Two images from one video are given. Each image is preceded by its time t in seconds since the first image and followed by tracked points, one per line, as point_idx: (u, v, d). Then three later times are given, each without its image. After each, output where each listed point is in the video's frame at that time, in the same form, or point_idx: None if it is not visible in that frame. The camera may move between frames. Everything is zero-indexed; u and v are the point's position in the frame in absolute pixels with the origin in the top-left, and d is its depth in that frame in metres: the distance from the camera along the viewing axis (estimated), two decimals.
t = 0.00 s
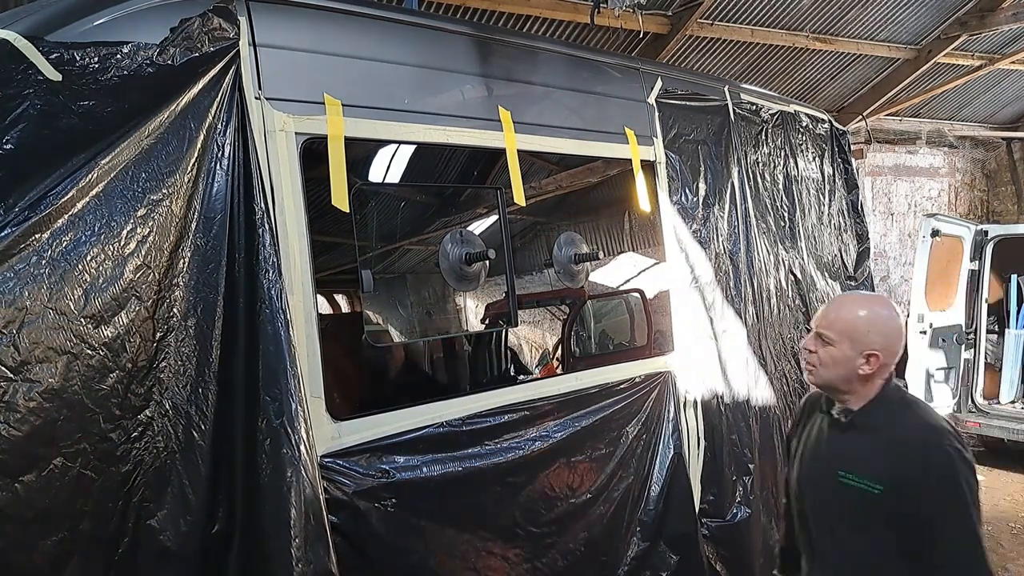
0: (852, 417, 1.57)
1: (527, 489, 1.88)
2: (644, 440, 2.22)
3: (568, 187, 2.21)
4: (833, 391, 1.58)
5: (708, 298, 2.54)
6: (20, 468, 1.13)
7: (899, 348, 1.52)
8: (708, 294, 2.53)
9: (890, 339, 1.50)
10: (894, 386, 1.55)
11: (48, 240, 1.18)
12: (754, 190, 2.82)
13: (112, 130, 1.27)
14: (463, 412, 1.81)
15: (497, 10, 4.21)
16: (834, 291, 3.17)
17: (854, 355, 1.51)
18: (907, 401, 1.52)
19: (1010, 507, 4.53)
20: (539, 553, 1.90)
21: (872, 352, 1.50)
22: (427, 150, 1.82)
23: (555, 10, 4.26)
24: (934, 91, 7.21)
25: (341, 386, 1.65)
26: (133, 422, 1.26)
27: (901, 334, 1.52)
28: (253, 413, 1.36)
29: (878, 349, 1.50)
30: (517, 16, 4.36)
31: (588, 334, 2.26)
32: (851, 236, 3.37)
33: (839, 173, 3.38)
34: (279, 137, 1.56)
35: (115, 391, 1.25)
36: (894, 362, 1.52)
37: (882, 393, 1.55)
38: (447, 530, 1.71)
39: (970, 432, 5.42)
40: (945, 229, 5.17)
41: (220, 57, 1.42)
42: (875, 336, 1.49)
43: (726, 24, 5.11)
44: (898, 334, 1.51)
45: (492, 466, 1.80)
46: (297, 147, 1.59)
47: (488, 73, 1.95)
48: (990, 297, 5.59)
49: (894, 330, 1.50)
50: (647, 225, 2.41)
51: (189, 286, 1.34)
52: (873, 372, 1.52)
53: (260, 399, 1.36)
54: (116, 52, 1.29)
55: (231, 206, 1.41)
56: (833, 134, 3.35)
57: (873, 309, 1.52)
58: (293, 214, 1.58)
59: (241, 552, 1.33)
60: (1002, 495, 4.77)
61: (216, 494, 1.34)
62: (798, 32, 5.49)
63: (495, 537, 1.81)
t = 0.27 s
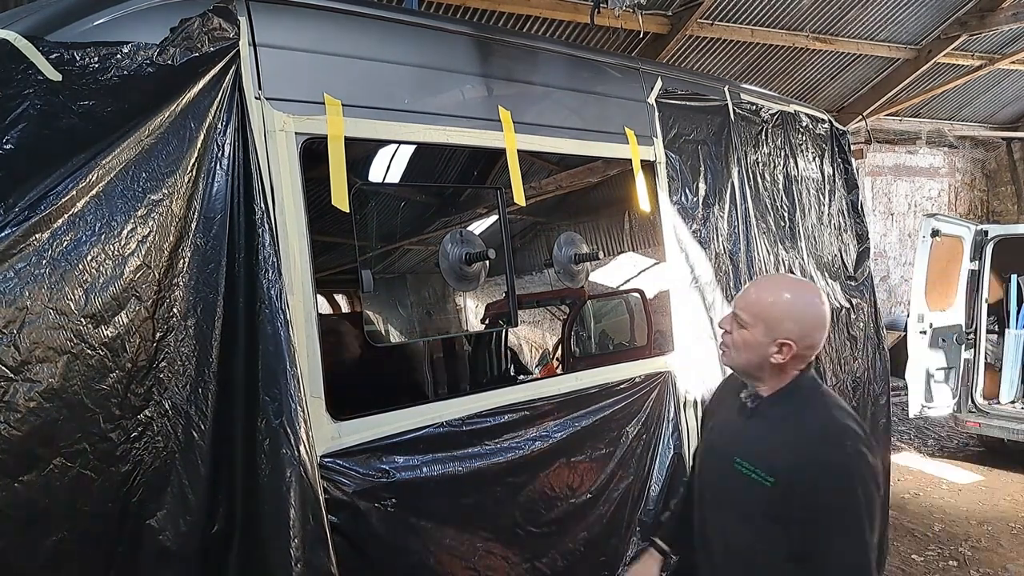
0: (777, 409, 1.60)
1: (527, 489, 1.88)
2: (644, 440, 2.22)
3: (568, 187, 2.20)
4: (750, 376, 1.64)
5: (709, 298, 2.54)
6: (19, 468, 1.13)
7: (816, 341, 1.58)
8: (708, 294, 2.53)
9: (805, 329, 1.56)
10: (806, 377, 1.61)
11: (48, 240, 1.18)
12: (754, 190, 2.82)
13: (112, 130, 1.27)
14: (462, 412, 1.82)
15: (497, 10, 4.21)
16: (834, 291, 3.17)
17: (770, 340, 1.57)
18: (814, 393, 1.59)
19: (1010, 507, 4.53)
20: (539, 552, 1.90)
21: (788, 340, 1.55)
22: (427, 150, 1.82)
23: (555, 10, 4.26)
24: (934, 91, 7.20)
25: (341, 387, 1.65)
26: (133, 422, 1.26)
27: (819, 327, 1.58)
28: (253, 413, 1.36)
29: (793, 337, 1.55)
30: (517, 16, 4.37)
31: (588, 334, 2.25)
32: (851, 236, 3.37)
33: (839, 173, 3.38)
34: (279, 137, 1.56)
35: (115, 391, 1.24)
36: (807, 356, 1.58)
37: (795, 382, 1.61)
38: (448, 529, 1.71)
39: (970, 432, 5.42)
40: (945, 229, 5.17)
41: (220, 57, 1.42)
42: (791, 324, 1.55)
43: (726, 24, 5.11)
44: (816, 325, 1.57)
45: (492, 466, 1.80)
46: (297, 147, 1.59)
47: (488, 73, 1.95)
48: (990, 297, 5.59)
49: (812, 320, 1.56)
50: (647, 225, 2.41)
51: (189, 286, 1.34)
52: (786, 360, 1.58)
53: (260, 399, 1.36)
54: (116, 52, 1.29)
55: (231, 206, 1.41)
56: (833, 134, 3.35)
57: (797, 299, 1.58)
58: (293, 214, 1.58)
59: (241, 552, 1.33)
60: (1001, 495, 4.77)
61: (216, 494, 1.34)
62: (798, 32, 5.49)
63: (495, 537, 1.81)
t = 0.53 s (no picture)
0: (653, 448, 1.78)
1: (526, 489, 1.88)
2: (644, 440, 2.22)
3: (568, 187, 2.20)
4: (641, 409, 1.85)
5: (709, 298, 2.54)
6: (19, 468, 1.13)
7: (701, 379, 1.76)
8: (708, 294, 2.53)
9: (691, 364, 1.73)
10: (693, 414, 1.79)
11: (48, 240, 1.18)
12: (754, 190, 2.82)
13: (112, 130, 1.27)
14: (462, 412, 1.82)
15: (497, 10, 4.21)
16: (834, 291, 3.17)
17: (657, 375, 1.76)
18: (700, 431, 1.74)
19: (1010, 507, 4.54)
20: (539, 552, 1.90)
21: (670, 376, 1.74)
22: (427, 150, 1.82)
23: (555, 10, 4.26)
24: (934, 91, 7.20)
25: (340, 386, 1.65)
26: (133, 421, 1.26)
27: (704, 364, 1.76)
28: (253, 413, 1.36)
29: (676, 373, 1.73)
30: (517, 16, 4.37)
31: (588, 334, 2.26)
32: (851, 236, 3.37)
33: (839, 173, 3.38)
34: (280, 137, 1.56)
35: (115, 391, 1.24)
36: (693, 392, 1.76)
37: (683, 415, 1.80)
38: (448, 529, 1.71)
39: (971, 432, 5.42)
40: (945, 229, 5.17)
41: (220, 57, 1.42)
42: (675, 358, 1.73)
43: (726, 24, 5.11)
44: (702, 362, 1.75)
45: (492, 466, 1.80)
46: (297, 147, 1.59)
47: (488, 73, 1.95)
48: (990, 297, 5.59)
49: (697, 355, 1.74)
50: (647, 224, 2.41)
51: (189, 285, 1.34)
52: (667, 394, 1.77)
53: (260, 399, 1.36)
54: (117, 52, 1.29)
55: (231, 206, 1.41)
56: (833, 134, 3.35)
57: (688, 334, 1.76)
58: (293, 214, 1.58)
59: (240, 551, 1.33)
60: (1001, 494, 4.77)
61: (216, 494, 1.34)
62: (798, 32, 5.49)
63: (495, 537, 1.81)
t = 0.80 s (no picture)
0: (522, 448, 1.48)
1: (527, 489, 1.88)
2: (644, 440, 2.22)
3: (568, 187, 2.20)
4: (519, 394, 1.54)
5: (708, 298, 2.54)
6: (19, 467, 1.13)
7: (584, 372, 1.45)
8: (708, 294, 2.53)
9: (557, 352, 1.43)
10: (569, 409, 1.49)
11: (48, 240, 1.18)
12: (755, 190, 2.82)
13: (112, 130, 1.27)
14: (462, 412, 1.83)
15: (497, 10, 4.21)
16: (834, 291, 3.17)
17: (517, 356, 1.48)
18: (578, 424, 1.48)
19: (1010, 507, 4.53)
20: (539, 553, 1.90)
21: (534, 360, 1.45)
22: (427, 150, 1.82)
23: (555, 10, 4.26)
24: (934, 91, 7.20)
25: (340, 387, 1.64)
26: (133, 421, 1.26)
27: (585, 359, 1.44)
28: (253, 413, 1.37)
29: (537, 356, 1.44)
30: (517, 16, 4.37)
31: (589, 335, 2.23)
32: (851, 236, 3.37)
33: (839, 173, 3.38)
34: (280, 137, 1.56)
35: (115, 391, 1.24)
36: (566, 383, 1.46)
37: (552, 410, 1.48)
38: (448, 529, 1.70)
39: (971, 432, 5.42)
40: (945, 229, 5.17)
41: (220, 57, 1.42)
42: (535, 341, 1.44)
43: (726, 24, 5.11)
44: (586, 356, 1.44)
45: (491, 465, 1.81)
46: (297, 147, 1.59)
47: (488, 73, 1.95)
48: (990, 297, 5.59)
49: (573, 348, 1.42)
50: (647, 225, 2.41)
51: (189, 286, 1.34)
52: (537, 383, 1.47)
53: (260, 400, 1.37)
54: (117, 52, 1.29)
55: (231, 206, 1.41)
56: (833, 134, 3.35)
57: (575, 319, 1.44)
58: (293, 215, 1.58)
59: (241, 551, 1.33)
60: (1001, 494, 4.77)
61: (216, 494, 1.34)
62: (798, 32, 5.49)
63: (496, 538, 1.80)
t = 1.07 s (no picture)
0: (466, 439, 1.39)
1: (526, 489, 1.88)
2: (643, 440, 2.22)
3: (568, 187, 2.19)
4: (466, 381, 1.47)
5: (708, 298, 2.54)
6: (20, 468, 1.13)
7: (532, 357, 1.39)
8: (708, 294, 2.53)
9: (502, 338, 1.35)
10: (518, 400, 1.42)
11: (48, 240, 1.18)
12: (755, 190, 2.82)
13: (112, 129, 1.27)
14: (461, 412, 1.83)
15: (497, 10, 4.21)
16: (834, 291, 3.17)
17: (463, 338, 1.41)
18: (525, 415, 1.40)
19: (1010, 507, 4.53)
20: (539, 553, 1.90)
21: (479, 346, 1.37)
22: (427, 150, 1.82)
23: (555, 10, 4.26)
24: (934, 91, 7.21)
25: (340, 387, 1.65)
26: (133, 421, 1.26)
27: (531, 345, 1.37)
28: (253, 413, 1.37)
29: (482, 341, 1.37)
30: (517, 16, 4.37)
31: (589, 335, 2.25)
32: (851, 236, 3.37)
33: (839, 173, 3.38)
34: (280, 137, 1.56)
35: (116, 391, 1.24)
36: (512, 370, 1.38)
37: (501, 398, 1.41)
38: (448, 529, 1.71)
39: (970, 432, 5.42)
40: (945, 229, 5.17)
41: (220, 57, 1.42)
42: (481, 325, 1.37)
43: (726, 24, 5.11)
44: (531, 342, 1.37)
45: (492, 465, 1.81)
46: (297, 147, 1.59)
47: (488, 73, 1.95)
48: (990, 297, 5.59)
49: (518, 334, 1.35)
50: (647, 225, 2.41)
51: (189, 286, 1.34)
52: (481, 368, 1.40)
53: (260, 400, 1.37)
54: (117, 52, 1.29)
55: (231, 206, 1.41)
56: (833, 134, 3.35)
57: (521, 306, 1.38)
58: (293, 215, 1.58)
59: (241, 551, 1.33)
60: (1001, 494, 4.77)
61: (216, 494, 1.34)
62: (798, 32, 5.49)
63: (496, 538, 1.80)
